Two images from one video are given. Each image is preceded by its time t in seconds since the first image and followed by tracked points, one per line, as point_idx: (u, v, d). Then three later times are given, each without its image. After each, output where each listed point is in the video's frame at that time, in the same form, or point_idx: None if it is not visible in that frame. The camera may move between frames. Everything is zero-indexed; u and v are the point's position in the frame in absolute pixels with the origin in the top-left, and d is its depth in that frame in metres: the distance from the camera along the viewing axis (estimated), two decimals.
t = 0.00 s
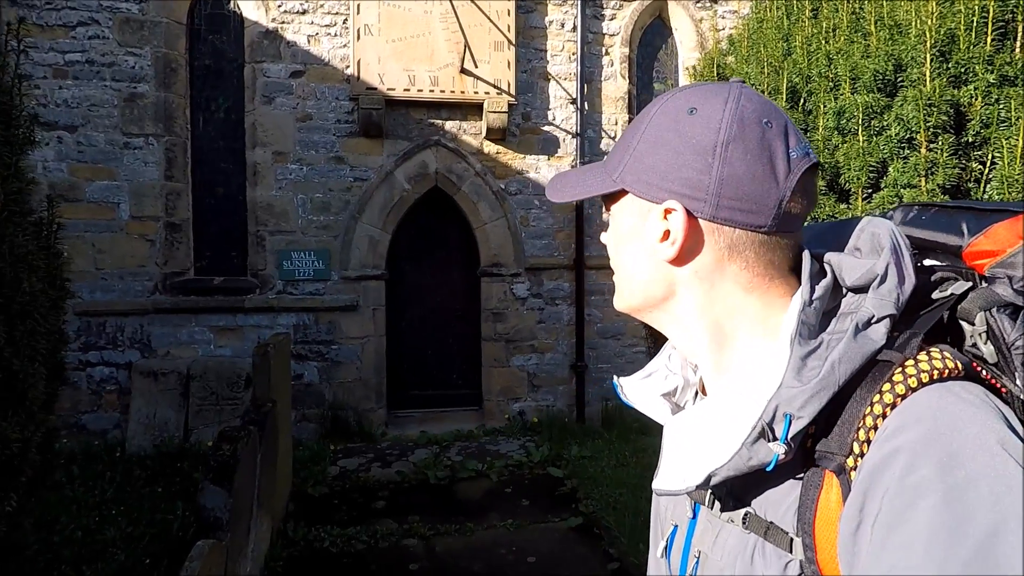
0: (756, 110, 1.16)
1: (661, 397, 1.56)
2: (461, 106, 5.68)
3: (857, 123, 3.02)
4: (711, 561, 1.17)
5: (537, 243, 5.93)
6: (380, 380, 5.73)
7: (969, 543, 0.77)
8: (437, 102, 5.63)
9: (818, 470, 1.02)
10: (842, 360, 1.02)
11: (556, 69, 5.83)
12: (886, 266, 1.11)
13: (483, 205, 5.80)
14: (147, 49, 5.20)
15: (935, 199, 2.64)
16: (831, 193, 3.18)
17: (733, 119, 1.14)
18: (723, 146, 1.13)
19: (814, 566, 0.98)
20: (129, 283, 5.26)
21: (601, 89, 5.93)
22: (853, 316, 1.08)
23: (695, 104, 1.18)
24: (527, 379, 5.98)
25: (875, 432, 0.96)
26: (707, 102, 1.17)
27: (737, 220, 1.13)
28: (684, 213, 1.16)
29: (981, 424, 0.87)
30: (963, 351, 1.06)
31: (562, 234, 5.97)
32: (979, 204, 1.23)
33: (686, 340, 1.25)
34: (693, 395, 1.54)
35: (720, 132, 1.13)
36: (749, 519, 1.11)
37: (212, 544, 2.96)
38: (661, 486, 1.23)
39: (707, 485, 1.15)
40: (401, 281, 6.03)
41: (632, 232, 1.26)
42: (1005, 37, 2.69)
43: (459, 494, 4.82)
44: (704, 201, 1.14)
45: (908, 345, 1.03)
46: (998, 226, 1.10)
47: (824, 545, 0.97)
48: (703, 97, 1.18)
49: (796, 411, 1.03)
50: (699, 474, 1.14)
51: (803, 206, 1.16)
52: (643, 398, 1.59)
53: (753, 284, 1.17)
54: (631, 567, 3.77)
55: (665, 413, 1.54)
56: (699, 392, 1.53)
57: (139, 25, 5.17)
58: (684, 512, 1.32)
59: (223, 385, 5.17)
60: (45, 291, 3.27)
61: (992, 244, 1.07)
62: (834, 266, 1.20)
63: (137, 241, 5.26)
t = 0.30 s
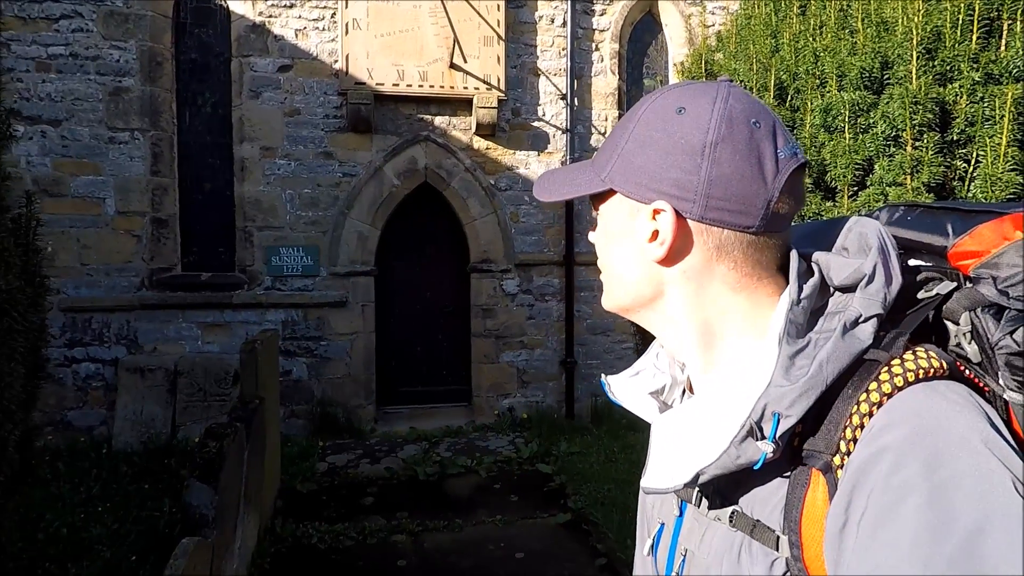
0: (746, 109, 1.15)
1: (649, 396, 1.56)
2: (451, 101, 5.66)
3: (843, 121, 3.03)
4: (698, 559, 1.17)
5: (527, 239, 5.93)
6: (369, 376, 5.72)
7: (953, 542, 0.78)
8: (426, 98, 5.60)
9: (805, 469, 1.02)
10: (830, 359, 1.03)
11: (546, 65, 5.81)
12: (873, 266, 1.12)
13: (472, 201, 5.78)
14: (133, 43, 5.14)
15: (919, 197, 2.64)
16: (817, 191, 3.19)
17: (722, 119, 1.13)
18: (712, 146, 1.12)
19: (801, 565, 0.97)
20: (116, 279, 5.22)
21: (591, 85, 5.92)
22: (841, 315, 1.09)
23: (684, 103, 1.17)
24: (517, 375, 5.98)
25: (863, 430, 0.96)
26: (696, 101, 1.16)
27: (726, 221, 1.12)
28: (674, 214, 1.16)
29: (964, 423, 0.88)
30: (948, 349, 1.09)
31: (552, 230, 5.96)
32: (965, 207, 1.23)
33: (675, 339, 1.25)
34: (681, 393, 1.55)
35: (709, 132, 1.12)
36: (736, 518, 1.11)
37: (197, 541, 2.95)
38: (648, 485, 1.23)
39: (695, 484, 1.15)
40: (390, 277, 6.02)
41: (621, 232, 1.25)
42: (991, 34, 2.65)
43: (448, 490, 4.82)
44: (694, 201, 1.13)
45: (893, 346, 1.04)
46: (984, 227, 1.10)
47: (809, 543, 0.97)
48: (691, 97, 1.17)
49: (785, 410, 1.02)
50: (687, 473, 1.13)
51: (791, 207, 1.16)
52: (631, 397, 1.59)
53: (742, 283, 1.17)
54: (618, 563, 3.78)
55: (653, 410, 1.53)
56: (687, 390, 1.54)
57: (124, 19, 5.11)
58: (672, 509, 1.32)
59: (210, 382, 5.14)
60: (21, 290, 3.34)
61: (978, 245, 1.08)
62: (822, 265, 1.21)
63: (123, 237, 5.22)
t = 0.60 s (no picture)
0: (733, 106, 1.14)
1: (640, 393, 1.54)
2: (448, 99, 5.66)
3: (836, 116, 3.01)
4: (689, 555, 1.16)
5: (526, 236, 5.93)
6: (369, 374, 5.74)
7: (939, 536, 0.78)
8: (423, 96, 5.60)
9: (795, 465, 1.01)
10: (819, 355, 1.02)
11: (543, 61, 5.81)
12: (862, 263, 1.12)
13: (471, 198, 5.78)
14: (130, 44, 5.16)
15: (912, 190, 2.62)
16: (810, 187, 3.20)
17: (710, 117, 1.12)
18: (700, 144, 1.12)
19: (791, 561, 0.96)
20: (116, 279, 5.25)
21: (588, 82, 5.91)
22: (829, 312, 1.09)
23: (671, 102, 1.16)
24: (517, 372, 5.99)
25: (851, 426, 0.96)
26: (683, 100, 1.15)
27: (714, 219, 1.12)
28: (662, 212, 1.15)
29: (950, 419, 0.88)
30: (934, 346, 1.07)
31: (551, 227, 5.96)
32: (954, 203, 1.20)
33: (664, 338, 1.24)
34: (672, 390, 1.54)
35: (697, 131, 1.12)
36: (726, 514, 1.09)
37: (197, 539, 2.97)
38: (638, 480, 1.23)
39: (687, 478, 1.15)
40: (390, 275, 6.03)
41: (609, 230, 1.25)
42: (984, 27, 2.64)
43: (448, 487, 4.84)
44: (682, 199, 1.13)
45: (882, 341, 1.04)
46: (971, 224, 1.07)
47: (799, 540, 0.96)
48: (679, 95, 1.16)
49: (774, 407, 1.02)
50: (678, 468, 1.13)
51: (779, 204, 1.16)
52: (621, 394, 1.56)
53: (730, 280, 1.17)
54: (617, 558, 3.79)
55: (644, 409, 1.52)
56: (677, 387, 1.53)
57: (122, 20, 5.13)
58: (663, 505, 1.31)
59: (211, 381, 5.22)
60: (15, 292, 3.49)
61: (964, 242, 1.05)
62: (810, 263, 1.20)
63: (124, 237, 5.25)
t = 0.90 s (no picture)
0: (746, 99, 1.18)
1: (634, 389, 1.53)
2: (450, 97, 5.66)
3: (836, 112, 3.00)
4: (682, 553, 1.13)
5: (528, 234, 5.92)
6: (372, 372, 5.75)
7: (933, 531, 0.77)
8: (425, 94, 5.61)
9: (789, 459, 1.00)
10: (812, 348, 1.02)
11: (545, 59, 5.80)
12: (854, 258, 1.11)
13: (473, 196, 5.79)
14: (134, 43, 5.18)
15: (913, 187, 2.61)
16: (810, 183, 3.19)
17: (747, 104, 1.12)
18: (750, 127, 1.10)
19: (786, 556, 0.95)
20: (119, 277, 5.28)
21: (591, 79, 5.90)
22: (822, 306, 1.08)
23: (709, 86, 1.12)
24: (519, 370, 5.99)
25: (846, 420, 0.95)
26: (718, 86, 1.13)
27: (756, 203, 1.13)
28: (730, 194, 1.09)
29: (945, 412, 0.86)
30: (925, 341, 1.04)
31: (553, 225, 5.95)
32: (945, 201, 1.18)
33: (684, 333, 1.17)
34: (666, 387, 1.53)
35: (745, 115, 1.10)
36: (721, 510, 1.08)
37: (198, 535, 2.99)
38: (633, 475, 1.21)
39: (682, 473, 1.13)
40: (392, 273, 6.03)
41: (649, 216, 1.13)
42: (985, 21, 2.61)
43: (449, 485, 4.84)
44: (745, 180, 1.09)
45: (875, 336, 1.03)
46: (960, 220, 1.06)
47: (796, 539, 0.94)
48: (710, 81, 1.14)
49: (768, 398, 1.02)
50: (672, 462, 1.12)
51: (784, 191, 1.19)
52: (614, 391, 1.54)
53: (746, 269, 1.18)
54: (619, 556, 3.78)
55: (639, 405, 1.50)
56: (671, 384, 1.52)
57: (125, 19, 5.15)
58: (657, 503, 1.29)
59: (214, 377, 5.23)
60: (14, 288, 3.53)
61: (954, 237, 1.03)
62: (804, 259, 1.20)
63: (127, 235, 5.28)
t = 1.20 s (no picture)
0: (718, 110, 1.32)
1: (627, 386, 1.51)
2: (458, 94, 5.67)
3: (842, 112, 2.99)
4: (677, 549, 1.11)
5: (533, 233, 5.92)
6: (375, 367, 5.77)
7: (923, 525, 0.76)
8: (433, 91, 5.62)
9: (785, 452, 0.98)
10: (806, 341, 1.01)
11: (553, 58, 5.80)
12: (846, 254, 1.11)
13: (479, 194, 5.79)
14: (145, 36, 5.23)
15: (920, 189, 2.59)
16: (815, 184, 3.18)
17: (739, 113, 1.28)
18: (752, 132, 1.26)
19: (782, 552, 0.92)
20: (127, 268, 5.32)
21: (599, 79, 5.90)
22: (815, 302, 1.07)
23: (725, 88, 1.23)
24: (522, 368, 5.99)
25: (841, 412, 0.94)
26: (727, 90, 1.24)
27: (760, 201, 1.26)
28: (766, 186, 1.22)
29: (937, 404, 0.85)
30: (913, 336, 1.01)
31: (559, 224, 5.95)
32: (931, 202, 1.19)
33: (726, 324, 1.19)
34: (657, 383, 1.51)
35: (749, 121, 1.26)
36: (716, 505, 1.06)
37: (196, 524, 3.00)
38: (631, 471, 1.21)
39: (681, 469, 1.13)
40: (397, 270, 6.05)
41: (734, 203, 1.12)
42: (995, 23, 2.59)
43: (449, 481, 4.84)
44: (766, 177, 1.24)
45: (868, 331, 1.02)
46: (948, 220, 1.07)
47: (791, 534, 0.91)
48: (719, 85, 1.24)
49: (763, 391, 1.00)
50: (671, 457, 1.12)
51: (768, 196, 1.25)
52: (608, 388, 1.54)
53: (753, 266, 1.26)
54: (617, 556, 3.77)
55: (630, 401, 1.48)
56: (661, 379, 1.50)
57: (137, 12, 5.20)
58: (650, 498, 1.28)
59: (218, 370, 5.25)
60: (20, 275, 3.57)
61: (942, 237, 1.04)
62: (797, 257, 1.20)
63: (135, 226, 5.32)
